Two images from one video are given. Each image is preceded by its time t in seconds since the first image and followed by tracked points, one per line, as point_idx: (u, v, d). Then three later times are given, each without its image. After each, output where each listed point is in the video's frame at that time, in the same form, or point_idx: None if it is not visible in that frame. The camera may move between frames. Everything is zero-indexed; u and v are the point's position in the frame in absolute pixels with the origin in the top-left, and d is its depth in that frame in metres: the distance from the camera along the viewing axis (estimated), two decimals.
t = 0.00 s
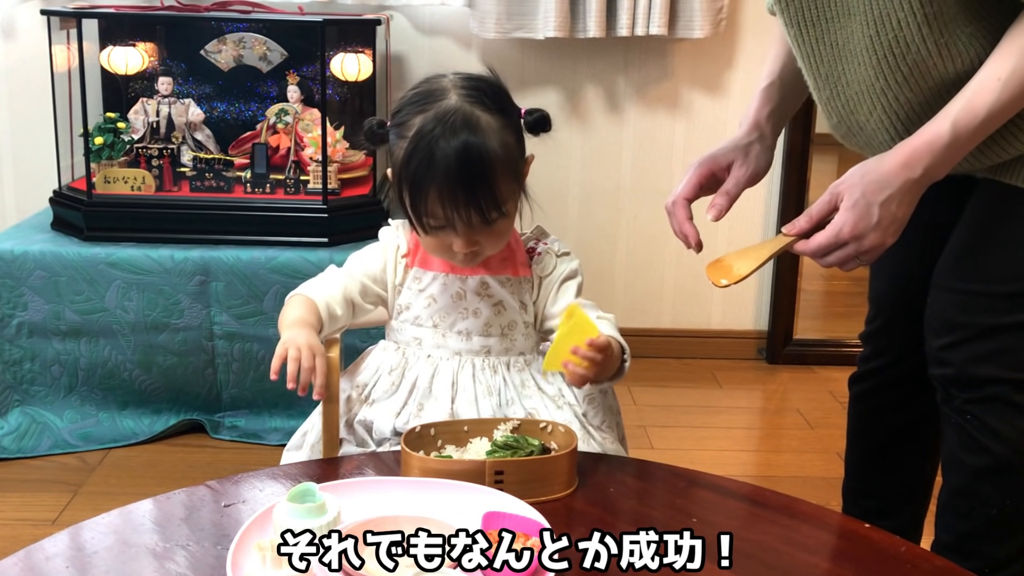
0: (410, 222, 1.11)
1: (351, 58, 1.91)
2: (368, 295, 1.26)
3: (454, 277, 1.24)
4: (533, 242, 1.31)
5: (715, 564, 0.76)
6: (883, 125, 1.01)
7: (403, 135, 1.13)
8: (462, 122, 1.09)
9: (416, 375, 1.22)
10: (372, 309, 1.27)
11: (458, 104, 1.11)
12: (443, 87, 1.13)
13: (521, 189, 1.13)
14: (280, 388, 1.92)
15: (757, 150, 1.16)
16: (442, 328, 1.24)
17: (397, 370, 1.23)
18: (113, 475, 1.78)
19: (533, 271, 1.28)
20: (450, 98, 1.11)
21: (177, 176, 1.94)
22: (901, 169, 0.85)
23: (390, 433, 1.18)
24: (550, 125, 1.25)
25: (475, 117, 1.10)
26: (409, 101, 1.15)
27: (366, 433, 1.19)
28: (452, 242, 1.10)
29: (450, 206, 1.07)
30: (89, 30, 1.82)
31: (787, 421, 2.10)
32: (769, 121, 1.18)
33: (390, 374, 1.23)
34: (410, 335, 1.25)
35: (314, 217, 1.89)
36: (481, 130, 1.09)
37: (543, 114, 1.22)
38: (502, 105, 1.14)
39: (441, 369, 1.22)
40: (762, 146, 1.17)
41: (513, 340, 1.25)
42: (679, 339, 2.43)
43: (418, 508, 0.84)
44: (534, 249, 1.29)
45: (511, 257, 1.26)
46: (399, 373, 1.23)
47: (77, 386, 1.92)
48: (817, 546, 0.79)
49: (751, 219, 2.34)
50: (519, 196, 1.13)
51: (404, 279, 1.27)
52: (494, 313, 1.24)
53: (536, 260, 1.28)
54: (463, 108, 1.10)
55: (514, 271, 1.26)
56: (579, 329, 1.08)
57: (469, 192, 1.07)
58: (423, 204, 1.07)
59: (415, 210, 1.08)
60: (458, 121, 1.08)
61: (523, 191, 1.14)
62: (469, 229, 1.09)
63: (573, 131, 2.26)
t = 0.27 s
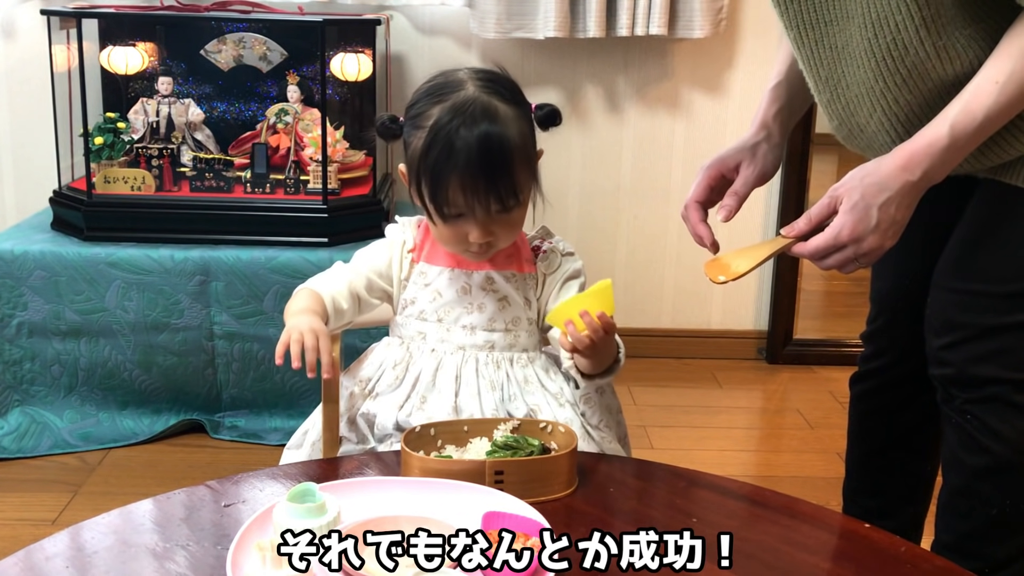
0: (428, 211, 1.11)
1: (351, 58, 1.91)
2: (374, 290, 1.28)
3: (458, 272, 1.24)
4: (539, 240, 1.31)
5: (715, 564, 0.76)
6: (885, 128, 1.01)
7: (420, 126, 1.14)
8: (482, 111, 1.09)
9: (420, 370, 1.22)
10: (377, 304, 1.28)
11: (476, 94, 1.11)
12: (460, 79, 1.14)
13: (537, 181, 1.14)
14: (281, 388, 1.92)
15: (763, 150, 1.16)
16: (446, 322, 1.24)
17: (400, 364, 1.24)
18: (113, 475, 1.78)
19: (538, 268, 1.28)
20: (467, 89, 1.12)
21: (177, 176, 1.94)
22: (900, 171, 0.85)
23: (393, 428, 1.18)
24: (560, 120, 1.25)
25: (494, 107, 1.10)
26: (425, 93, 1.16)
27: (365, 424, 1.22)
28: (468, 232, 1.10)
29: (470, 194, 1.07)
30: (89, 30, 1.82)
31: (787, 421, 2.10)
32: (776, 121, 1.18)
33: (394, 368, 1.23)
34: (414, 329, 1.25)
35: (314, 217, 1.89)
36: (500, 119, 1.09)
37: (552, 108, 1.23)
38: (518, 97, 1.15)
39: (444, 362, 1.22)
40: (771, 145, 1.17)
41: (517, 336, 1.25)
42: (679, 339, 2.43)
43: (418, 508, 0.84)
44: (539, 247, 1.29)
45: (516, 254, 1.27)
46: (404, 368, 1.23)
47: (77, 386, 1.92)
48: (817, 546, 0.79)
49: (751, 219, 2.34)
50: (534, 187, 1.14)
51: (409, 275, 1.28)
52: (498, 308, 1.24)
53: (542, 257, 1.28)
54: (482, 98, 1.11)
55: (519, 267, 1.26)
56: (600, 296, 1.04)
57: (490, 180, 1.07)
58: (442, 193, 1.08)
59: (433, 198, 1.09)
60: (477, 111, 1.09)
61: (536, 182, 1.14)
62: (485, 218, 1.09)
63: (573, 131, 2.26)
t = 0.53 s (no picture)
0: (443, 201, 1.13)
1: (351, 58, 1.90)
2: (377, 288, 1.27)
3: (459, 267, 1.25)
4: (539, 239, 1.31)
5: (715, 564, 0.76)
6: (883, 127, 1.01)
7: (425, 116, 1.15)
8: (491, 97, 1.12)
9: (421, 366, 1.22)
10: (382, 303, 1.28)
11: (480, 82, 1.14)
12: (462, 70, 1.16)
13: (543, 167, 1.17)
14: (281, 388, 1.92)
15: (757, 144, 1.21)
16: (447, 318, 1.24)
17: (402, 361, 1.24)
18: (113, 475, 1.78)
19: (535, 265, 1.27)
20: (471, 78, 1.15)
21: (177, 176, 1.94)
22: (899, 171, 0.85)
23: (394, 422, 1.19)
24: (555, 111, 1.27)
25: (500, 93, 1.13)
26: (426, 86, 1.18)
27: (365, 420, 1.23)
28: (482, 218, 1.11)
29: (487, 177, 1.10)
30: (89, 30, 1.82)
31: (787, 421, 2.10)
32: (772, 113, 1.21)
33: (395, 365, 1.23)
34: (415, 327, 1.25)
35: (314, 217, 1.89)
36: (509, 104, 1.12)
37: (548, 100, 1.26)
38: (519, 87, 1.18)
39: (445, 358, 1.22)
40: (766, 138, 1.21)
41: (518, 332, 1.25)
42: (679, 339, 2.43)
43: (418, 508, 0.84)
44: (539, 245, 1.29)
45: (515, 251, 1.27)
46: (405, 364, 1.23)
47: (77, 386, 1.92)
48: (817, 546, 0.79)
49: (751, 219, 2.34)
50: (541, 173, 1.17)
51: (410, 272, 1.28)
52: (498, 304, 1.24)
53: (540, 254, 1.27)
54: (488, 85, 1.14)
55: (519, 264, 1.26)
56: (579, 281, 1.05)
57: (505, 162, 1.10)
58: (458, 177, 1.10)
59: (448, 183, 1.11)
60: (487, 96, 1.12)
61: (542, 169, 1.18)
62: (499, 202, 1.11)
63: (573, 131, 2.26)
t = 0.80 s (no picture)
0: (439, 190, 1.17)
1: (351, 58, 1.90)
2: (374, 286, 1.27)
3: (455, 264, 1.27)
4: (532, 237, 1.33)
5: (715, 564, 0.76)
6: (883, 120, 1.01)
7: (418, 107, 1.19)
8: (484, 87, 1.16)
9: (417, 363, 1.22)
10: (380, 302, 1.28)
11: (473, 74, 1.19)
12: (454, 65, 1.21)
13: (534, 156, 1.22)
14: (281, 388, 1.92)
15: (799, 135, 1.19)
16: (443, 315, 1.25)
17: (399, 359, 1.24)
18: (113, 475, 1.78)
19: (530, 261, 1.29)
20: (462, 70, 1.19)
21: (177, 176, 1.94)
22: (898, 171, 0.86)
23: (392, 422, 1.20)
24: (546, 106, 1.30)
25: (494, 84, 1.18)
26: (421, 79, 1.22)
27: (362, 418, 1.24)
28: (478, 206, 1.15)
29: (483, 165, 1.14)
30: (89, 30, 1.82)
31: (787, 421, 2.10)
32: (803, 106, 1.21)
33: (392, 363, 1.23)
34: (412, 324, 1.26)
35: (314, 217, 1.89)
36: (502, 94, 1.17)
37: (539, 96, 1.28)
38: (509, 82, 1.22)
39: (442, 355, 1.23)
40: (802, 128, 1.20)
41: (514, 327, 1.25)
42: (679, 339, 2.43)
43: (418, 508, 0.84)
44: (532, 242, 1.31)
45: (509, 248, 1.29)
46: (402, 362, 1.24)
47: (77, 386, 1.92)
48: (817, 547, 0.79)
49: (751, 219, 2.34)
50: (533, 162, 1.21)
51: (405, 270, 1.29)
52: (494, 300, 1.25)
53: (534, 251, 1.29)
54: (481, 77, 1.18)
55: (513, 261, 1.28)
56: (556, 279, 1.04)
57: (500, 150, 1.14)
58: (454, 163, 1.14)
59: (445, 171, 1.15)
60: (480, 87, 1.16)
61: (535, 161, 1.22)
62: (495, 188, 1.15)
63: (573, 131, 2.26)
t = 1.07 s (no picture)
0: (432, 185, 1.18)
1: (351, 58, 1.90)
2: (365, 287, 1.28)
3: (448, 261, 1.27)
4: (523, 233, 1.34)
5: (715, 564, 0.76)
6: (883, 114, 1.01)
7: (408, 103, 1.21)
8: (475, 83, 1.18)
9: (412, 363, 1.23)
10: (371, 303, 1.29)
11: (463, 70, 1.20)
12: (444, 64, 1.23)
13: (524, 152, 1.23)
14: (280, 388, 1.92)
15: (809, 144, 1.16)
16: (436, 314, 1.25)
17: (393, 359, 1.24)
18: (113, 475, 1.78)
19: (523, 257, 1.29)
20: (452, 67, 1.21)
21: (177, 176, 1.94)
22: (916, 175, 0.86)
23: (390, 422, 1.20)
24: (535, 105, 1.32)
25: (483, 80, 1.19)
26: (412, 77, 1.24)
27: (360, 419, 1.24)
28: (471, 199, 1.16)
29: (475, 158, 1.16)
30: (89, 30, 1.82)
31: (787, 421, 2.10)
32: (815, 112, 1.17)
33: (387, 363, 1.24)
34: (404, 324, 1.26)
35: (314, 217, 1.89)
36: (492, 89, 1.18)
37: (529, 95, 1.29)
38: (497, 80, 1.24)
39: (436, 354, 1.23)
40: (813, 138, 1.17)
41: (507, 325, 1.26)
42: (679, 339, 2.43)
43: (418, 508, 0.84)
44: (524, 239, 1.32)
45: (501, 245, 1.30)
46: (396, 362, 1.24)
47: (77, 386, 1.92)
48: (818, 547, 0.79)
49: (751, 219, 2.34)
50: (523, 158, 1.23)
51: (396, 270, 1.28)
52: (487, 298, 1.26)
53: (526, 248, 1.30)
54: (471, 74, 1.20)
55: (505, 258, 1.29)
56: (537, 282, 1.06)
57: (492, 143, 1.16)
58: (446, 157, 1.16)
59: (438, 164, 1.16)
60: (470, 83, 1.18)
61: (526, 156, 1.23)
62: (487, 181, 1.17)
63: (573, 131, 2.26)
